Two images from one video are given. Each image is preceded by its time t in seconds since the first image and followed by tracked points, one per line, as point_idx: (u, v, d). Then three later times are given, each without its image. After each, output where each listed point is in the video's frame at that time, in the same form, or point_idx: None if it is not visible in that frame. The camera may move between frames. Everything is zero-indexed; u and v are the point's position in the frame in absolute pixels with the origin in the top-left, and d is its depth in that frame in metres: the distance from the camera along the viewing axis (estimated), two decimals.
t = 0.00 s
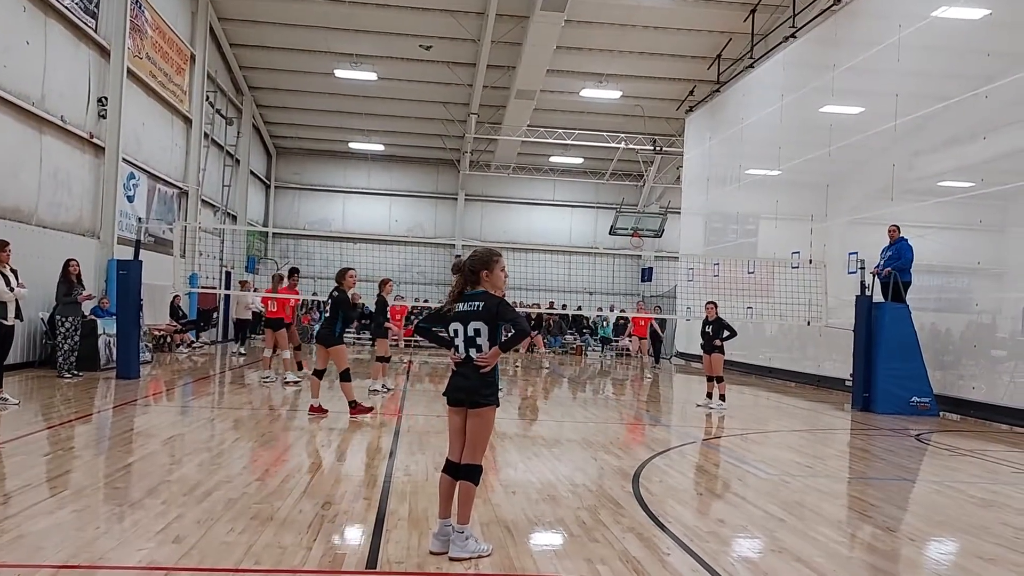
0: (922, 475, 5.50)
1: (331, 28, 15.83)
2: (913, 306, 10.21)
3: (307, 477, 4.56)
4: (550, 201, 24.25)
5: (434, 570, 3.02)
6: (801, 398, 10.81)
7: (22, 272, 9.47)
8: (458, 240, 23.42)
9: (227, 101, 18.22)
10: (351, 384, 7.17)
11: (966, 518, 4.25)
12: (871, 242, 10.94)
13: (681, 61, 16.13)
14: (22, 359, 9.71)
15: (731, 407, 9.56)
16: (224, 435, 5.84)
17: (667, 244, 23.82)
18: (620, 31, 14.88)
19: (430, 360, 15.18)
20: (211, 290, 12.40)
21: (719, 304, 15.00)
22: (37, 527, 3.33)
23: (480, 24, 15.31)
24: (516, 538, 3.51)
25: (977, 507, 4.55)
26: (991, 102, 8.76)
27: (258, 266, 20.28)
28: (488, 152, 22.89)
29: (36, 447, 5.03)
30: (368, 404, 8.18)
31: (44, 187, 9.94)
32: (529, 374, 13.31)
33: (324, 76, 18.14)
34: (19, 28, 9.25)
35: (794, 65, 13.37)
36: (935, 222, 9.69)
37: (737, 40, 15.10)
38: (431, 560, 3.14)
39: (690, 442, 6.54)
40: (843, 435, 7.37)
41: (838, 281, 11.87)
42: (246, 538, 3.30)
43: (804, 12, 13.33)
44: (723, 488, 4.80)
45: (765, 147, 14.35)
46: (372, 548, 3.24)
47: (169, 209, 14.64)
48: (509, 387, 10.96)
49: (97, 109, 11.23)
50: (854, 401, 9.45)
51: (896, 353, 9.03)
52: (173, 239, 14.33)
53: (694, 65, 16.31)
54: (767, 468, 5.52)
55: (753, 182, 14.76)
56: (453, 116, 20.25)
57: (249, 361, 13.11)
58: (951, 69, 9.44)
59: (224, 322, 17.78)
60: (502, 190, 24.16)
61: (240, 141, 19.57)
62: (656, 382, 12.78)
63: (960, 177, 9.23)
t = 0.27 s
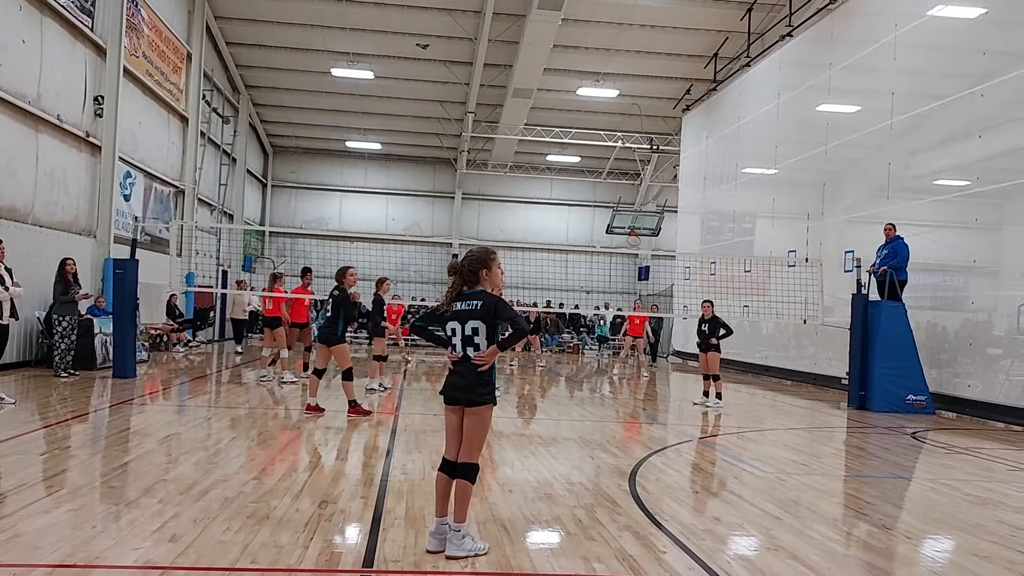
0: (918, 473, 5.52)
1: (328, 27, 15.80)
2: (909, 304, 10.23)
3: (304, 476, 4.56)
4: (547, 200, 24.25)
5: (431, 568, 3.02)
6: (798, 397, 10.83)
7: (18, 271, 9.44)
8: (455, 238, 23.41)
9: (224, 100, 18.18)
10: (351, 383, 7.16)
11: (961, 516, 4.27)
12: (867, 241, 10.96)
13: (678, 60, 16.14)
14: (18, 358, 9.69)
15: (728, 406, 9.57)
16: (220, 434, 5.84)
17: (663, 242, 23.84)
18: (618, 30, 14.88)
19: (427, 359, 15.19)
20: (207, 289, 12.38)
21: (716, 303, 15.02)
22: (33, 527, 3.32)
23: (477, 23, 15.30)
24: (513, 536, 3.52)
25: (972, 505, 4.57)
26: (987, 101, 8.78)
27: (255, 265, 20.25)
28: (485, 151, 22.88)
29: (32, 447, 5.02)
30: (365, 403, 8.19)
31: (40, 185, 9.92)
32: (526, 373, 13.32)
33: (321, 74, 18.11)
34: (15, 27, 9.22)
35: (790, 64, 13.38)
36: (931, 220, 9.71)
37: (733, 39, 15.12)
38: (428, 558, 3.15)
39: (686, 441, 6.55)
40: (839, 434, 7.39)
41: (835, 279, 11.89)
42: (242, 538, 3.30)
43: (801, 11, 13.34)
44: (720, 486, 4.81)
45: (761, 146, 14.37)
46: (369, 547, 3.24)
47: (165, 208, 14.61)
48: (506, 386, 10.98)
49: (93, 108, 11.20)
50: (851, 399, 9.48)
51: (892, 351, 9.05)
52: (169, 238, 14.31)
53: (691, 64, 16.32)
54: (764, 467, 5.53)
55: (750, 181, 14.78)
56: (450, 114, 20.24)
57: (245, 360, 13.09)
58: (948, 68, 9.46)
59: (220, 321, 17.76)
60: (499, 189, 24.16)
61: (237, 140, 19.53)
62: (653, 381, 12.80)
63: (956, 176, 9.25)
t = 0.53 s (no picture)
0: (916, 472, 5.52)
1: (326, 25, 15.78)
2: (907, 303, 10.24)
3: (303, 474, 4.55)
4: (546, 198, 24.25)
5: (430, 567, 3.02)
6: (796, 396, 10.84)
7: (16, 270, 9.42)
8: (453, 237, 23.40)
9: (222, 98, 18.16)
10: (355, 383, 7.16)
11: (959, 515, 4.27)
12: (865, 240, 10.97)
13: (677, 59, 16.13)
14: (16, 357, 9.67)
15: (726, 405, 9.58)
16: (219, 433, 5.83)
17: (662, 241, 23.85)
18: (616, 29, 14.89)
19: (426, 358, 15.18)
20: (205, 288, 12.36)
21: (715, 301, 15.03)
22: (31, 526, 3.32)
23: (475, 22, 15.29)
24: (512, 535, 3.51)
25: (970, 504, 4.57)
26: (985, 100, 8.79)
27: (253, 264, 20.22)
28: (483, 150, 22.86)
29: (31, 445, 5.01)
30: (364, 402, 8.19)
31: (39, 184, 9.90)
32: (525, 372, 13.32)
33: (319, 73, 18.09)
34: (12, 25, 9.20)
35: (788, 63, 13.39)
36: (929, 220, 9.72)
37: (731, 38, 15.12)
38: (427, 557, 3.14)
39: (685, 440, 6.55)
40: (837, 433, 7.40)
41: (833, 278, 11.90)
42: (241, 536, 3.30)
43: (799, 10, 13.35)
44: (719, 485, 4.81)
45: (759, 145, 14.38)
46: (367, 546, 3.24)
47: (163, 206, 14.58)
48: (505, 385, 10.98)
49: (91, 107, 11.17)
50: (849, 398, 9.49)
51: (890, 351, 9.06)
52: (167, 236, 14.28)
53: (689, 63, 16.32)
54: (762, 466, 5.53)
55: (748, 180, 14.79)
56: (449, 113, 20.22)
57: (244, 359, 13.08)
58: (946, 68, 9.47)
59: (219, 320, 17.74)
60: (497, 188, 24.15)
61: (235, 139, 19.50)
62: (652, 380, 12.80)
63: (954, 176, 9.26)
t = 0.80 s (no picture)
0: (914, 470, 5.52)
1: (324, 23, 15.75)
2: (905, 301, 10.25)
3: (301, 472, 4.55)
4: (544, 196, 24.24)
5: (428, 565, 3.01)
6: (794, 393, 10.85)
7: (13, 267, 9.40)
8: (451, 235, 23.38)
9: (219, 95, 18.12)
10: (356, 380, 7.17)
11: (957, 513, 4.27)
12: (863, 238, 10.97)
13: (676, 58, 16.12)
14: (13, 355, 9.65)
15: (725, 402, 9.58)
16: (217, 431, 5.82)
17: (660, 239, 23.84)
18: (614, 27, 14.88)
19: (424, 356, 15.18)
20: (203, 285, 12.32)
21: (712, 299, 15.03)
22: (29, 523, 3.31)
23: (474, 19, 15.25)
24: (510, 534, 3.50)
25: (968, 502, 4.57)
26: (983, 99, 8.79)
27: (251, 262, 20.20)
28: (481, 148, 22.84)
29: (29, 443, 5.00)
30: (362, 400, 8.18)
31: (36, 181, 9.88)
32: (523, 370, 13.32)
33: (317, 70, 18.06)
34: (10, 21, 9.16)
35: (787, 61, 13.38)
36: (927, 217, 9.72)
37: (730, 36, 15.11)
38: (425, 555, 3.13)
39: (683, 438, 6.55)
40: (835, 430, 7.40)
41: (831, 277, 11.91)
42: (239, 534, 3.29)
43: (797, 8, 13.34)
44: (716, 483, 4.81)
45: (758, 143, 14.37)
46: (365, 543, 3.24)
47: (161, 204, 14.54)
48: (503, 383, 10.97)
49: (88, 104, 11.13)
50: (846, 397, 9.47)
51: (888, 348, 9.06)
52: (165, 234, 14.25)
53: (688, 61, 16.30)
54: (761, 464, 5.53)
55: (746, 178, 14.78)
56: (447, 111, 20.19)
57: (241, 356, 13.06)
58: (944, 65, 9.47)
59: (216, 317, 17.71)
60: (496, 186, 24.14)
61: (233, 136, 19.46)
62: (650, 378, 12.81)
63: (952, 173, 9.27)
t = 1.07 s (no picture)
0: (911, 468, 5.54)
1: (323, 21, 15.73)
2: (902, 300, 10.27)
3: (298, 471, 4.55)
4: (542, 195, 24.25)
5: (425, 563, 3.01)
6: (791, 392, 10.86)
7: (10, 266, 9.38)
8: (449, 234, 23.38)
9: (217, 94, 18.08)
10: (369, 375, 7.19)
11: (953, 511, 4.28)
12: (860, 237, 11.00)
13: (674, 56, 16.11)
14: (10, 353, 9.64)
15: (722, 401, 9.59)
16: (214, 429, 5.82)
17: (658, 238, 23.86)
18: (612, 25, 14.88)
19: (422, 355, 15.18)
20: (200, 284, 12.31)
21: (710, 298, 15.05)
22: (26, 522, 3.30)
23: (472, 18, 15.25)
24: (507, 532, 3.51)
25: (965, 501, 4.58)
26: (980, 98, 8.81)
27: (248, 260, 20.17)
28: (479, 146, 22.83)
29: (26, 441, 5.00)
30: (359, 398, 8.18)
31: (33, 179, 9.85)
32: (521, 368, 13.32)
33: (315, 69, 18.03)
34: (7, 19, 9.14)
35: (785, 60, 13.38)
36: (924, 216, 9.74)
37: (728, 34, 15.12)
38: (423, 553, 3.14)
39: (680, 436, 6.56)
40: (833, 429, 7.41)
41: (828, 276, 11.93)
42: (237, 532, 3.29)
43: (796, 7, 13.35)
44: (714, 482, 4.82)
45: (756, 141, 14.37)
46: (363, 542, 3.24)
47: (158, 202, 14.52)
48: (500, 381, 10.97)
49: (86, 102, 11.12)
50: (843, 395, 9.52)
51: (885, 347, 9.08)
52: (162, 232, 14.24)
53: (687, 60, 16.30)
54: (758, 463, 5.54)
55: (744, 177, 14.79)
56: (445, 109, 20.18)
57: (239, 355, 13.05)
58: (942, 65, 9.48)
59: (214, 316, 17.70)
60: (494, 184, 24.14)
61: (230, 135, 19.43)
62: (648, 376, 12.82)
63: (949, 172, 9.29)
